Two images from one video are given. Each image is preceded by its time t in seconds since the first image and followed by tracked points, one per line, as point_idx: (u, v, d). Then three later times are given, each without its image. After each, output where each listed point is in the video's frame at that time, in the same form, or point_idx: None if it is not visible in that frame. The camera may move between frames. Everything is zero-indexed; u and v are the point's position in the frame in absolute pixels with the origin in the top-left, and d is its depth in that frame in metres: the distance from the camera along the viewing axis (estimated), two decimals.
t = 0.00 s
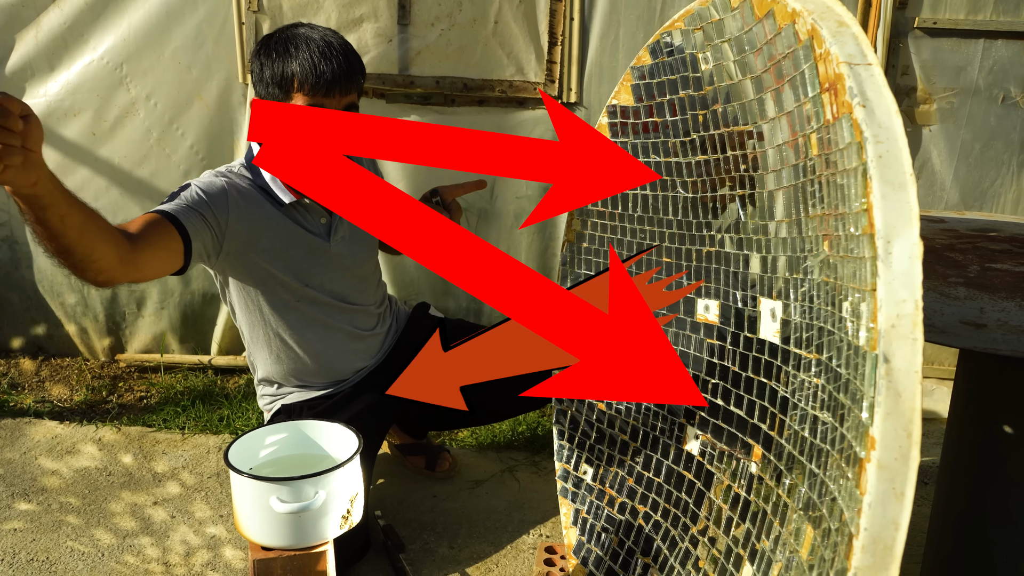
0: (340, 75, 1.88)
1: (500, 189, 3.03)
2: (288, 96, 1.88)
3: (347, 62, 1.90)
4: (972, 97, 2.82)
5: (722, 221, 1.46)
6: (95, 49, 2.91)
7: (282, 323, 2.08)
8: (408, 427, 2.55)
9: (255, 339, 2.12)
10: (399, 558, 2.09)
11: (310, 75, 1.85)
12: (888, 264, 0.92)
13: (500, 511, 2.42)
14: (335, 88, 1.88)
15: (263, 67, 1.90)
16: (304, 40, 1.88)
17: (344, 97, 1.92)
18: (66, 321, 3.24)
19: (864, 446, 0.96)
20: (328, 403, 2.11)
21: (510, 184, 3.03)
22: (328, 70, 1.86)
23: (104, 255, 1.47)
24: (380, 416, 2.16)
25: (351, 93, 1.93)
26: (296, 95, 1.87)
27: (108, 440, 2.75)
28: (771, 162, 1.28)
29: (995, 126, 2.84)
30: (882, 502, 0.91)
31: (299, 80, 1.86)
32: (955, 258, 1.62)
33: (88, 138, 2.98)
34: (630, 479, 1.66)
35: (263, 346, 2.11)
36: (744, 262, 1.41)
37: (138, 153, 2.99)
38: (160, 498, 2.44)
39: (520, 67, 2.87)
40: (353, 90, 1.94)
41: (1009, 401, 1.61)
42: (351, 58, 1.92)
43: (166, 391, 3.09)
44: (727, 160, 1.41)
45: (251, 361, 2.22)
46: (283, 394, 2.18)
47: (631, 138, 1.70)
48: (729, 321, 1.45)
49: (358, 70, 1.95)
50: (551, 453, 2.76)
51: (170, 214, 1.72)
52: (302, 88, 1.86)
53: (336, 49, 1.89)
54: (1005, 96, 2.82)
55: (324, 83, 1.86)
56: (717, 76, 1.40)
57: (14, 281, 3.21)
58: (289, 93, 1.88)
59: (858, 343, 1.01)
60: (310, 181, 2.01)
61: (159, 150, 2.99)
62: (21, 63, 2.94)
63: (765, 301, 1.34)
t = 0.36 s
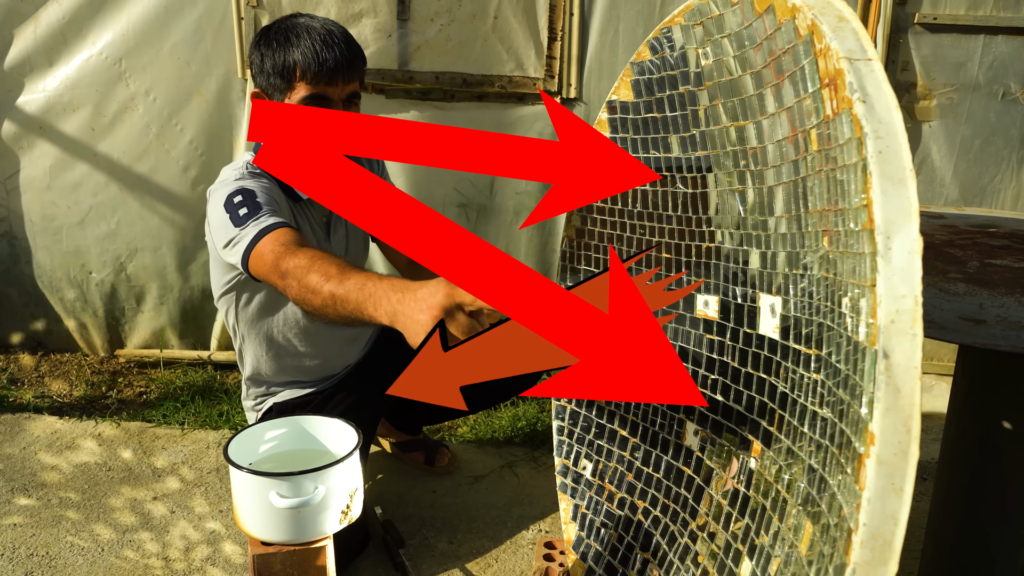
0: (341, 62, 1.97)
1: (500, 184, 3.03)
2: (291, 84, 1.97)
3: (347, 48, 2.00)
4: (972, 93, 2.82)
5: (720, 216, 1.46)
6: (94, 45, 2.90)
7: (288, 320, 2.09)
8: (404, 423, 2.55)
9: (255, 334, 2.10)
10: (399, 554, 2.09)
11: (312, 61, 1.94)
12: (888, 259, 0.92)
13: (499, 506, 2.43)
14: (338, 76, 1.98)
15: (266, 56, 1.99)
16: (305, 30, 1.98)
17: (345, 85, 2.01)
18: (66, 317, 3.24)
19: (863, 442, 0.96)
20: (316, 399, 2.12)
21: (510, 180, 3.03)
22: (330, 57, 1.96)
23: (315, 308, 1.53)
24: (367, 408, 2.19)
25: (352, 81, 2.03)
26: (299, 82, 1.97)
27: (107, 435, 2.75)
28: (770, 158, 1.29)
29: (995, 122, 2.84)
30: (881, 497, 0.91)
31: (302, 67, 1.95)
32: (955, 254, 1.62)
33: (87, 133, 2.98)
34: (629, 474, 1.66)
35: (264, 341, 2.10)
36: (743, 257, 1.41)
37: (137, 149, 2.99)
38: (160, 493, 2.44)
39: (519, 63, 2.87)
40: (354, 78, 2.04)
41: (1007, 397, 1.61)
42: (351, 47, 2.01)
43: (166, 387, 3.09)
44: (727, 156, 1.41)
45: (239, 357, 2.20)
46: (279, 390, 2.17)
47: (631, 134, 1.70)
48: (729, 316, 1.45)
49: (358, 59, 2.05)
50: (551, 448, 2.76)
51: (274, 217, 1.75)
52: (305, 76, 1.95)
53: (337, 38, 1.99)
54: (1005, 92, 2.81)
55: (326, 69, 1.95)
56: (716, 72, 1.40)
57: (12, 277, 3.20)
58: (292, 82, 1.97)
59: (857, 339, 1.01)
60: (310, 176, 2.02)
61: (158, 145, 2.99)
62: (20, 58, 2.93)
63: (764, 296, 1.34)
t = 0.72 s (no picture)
0: (360, 64, 1.97)
1: (500, 181, 3.03)
2: (309, 85, 1.97)
3: (365, 50, 1.99)
4: (973, 90, 2.82)
5: (720, 213, 1.46)
6: (94, 41, 2.90)
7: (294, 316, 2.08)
8: (403, 421, 2.55)
9: (260, 329, 2.09)
10: (399, 550, 2.09)
11: (331, 63, 1.94)
12: (888, 256, 0.92)
13: (499, 503, 2.43)
14: (357, 77, 1.97)
15: (283, 57, 1.98)
16: (324, 31, 1.97)
17: (362, 86, 2.01)
18: (66, 313, 3.24)
19: (863, 438, 0.96)
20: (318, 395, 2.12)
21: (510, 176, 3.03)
22: (349, 59, 1.95)
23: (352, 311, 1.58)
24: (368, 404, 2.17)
25: (369, 83, 2.02)
26: (317, 84, 1.96)
27: (108, 432, 2.75)
28: (770, 154, 1.28)
29: (996, 119, 2.84)
30: (881, 493, 0.91)
31: (320, 68, 1.94)
32: (955, 251, 1.62)
33: (88, 129, 2.98)
34: (629, 471, 1.67)
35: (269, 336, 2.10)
36: (743, 253, 1.41)
37: (137, 145, 2.99)
38: (160, 490, 2.44)
39: (520, 59, 2.87)
40: (372, 81, 2.03)
41: (1007, 394, 1.61)
42: (369, 49, 2.01)
43: (166, 383, 3.09)
44: (727, 153, 1.41)
45: (242, 354, 2.19)
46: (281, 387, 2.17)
47: (631, 130, 1.70)
48: (729, 313, 1.45)
49: (376, 61, 2.05)
50: (551, 445, 2.76)
51: (291, 221, 1.75)
52: (323, 78, 1.95)
53: (355, 40, 1.98)
54: (1005, 89, 2.81)
55: (344, 72, 1.95)
56: (717, 68, 1.40)
57: (12, 273, 3.20)
58: (310, 83, 1.96)
59: (857, 335, 1.01)
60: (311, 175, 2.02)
61: (158, 141, 2.99)
62: (20, 54, 2.92)
63: (764, 293, 1.34)
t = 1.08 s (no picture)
0: (374, 62, 1.96)
1: (500, 179, 3.03)
2: (323, 85, 1.95)
3: (378, 48, 1.98)
4: (973, 88, 2.82)
5: (719, 211, 1.46)
6: (94, 39, 2.90)
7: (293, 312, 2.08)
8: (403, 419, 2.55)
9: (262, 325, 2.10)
10: (399, 548, 2.09)
11: (345, 62, 1.93)
12: (888, 254, 0.91)
13: (499, 501, 2.43)
14: (371, 76, 1.96)
15: (296, 57, 1.97)
16: (336, 30, 1.96)
17: (377, 84, 1.99)
18: (65, 311, 3.24)
19: (862, 436, 0.96)
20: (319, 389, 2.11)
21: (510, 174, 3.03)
22: (363, 58, 1.94)
23: (321, 326, 1.74)
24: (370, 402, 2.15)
25: (384, 81, 2.01)
26: (332, 83, 1.94)
27: (107, 429, 2.75)
28: (770, 153, 1.28)
29: (996, 117, 2.84)
30: (880, 491, 0.91)
31: (334, 68, 1.93)
32: (955, 249, 1.62)
33: (87, 127, 2.97)
34: (629, 469, 1.67)
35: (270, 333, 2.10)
36: (743, 252, 1.41)
37: (137, 143, 2.99)
38: (160, 488, 2.44)
39: (520, 57, 2.87)
40: (386, 78, 2.02)
41: (1006, 393, 1.61)
42: (382, 47, 2.00)
43: (166, 381, 3.10)
44: (727, 151, 1.41)
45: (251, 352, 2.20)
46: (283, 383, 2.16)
47: (630, 129, 1.70)
48: (729, 312, 1.45)
49: (388, 59, 2.04)
50: (551, 443, 2.76)
51: (272, 263, 1.83)
52: (338, 77, 1.93)
53: (368, 38, 1.97)
54: (1005, 87, 2.81)
55: (358, 70, 1.93)
56: (716, 67, 1.40)
57: (12, 271, 3.19)
58: (323, 82, 1.95)
59: (857, 333, 1.01)
60: (309, 174, 2.02)
61: (158, 139, 2.98)
62: (20, 51, 2.91)
63: (763, 291, 1.34)
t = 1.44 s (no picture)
0: (382, 68, 1.96)
1: (500, 179, 3.03)
2: (332, 92, 1.97)
3: (387, 53, 1.98)
4: (972, 88, 2.82)
5: (719, 211, 1.46)
6: (94, 38, 2.90)
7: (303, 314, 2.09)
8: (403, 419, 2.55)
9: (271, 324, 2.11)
10: (399, 548, 2.09)
11: (353, 70, 1.93)
12: (888, 253, 0.91)
13: (499, 501, 2.43)
14: (379, 83, 1.96)
15: (304, 64, 1.98)
16: (344, 36, 1.96)
17: (386, 89, 2.00)
18: (65, 311, 3.24)
19: (862, 436, 0.96)
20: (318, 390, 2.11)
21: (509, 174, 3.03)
22: (371, 64, 1.94)
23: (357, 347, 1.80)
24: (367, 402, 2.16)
25: (392, 85, 2.02)
26: (341, 91, 1.96)
27: (107, 429, 2.75)
28: (769, 152, 1.29)
29: (995, 116, 2.84)
30: (880, 491, 0.91)
31: (342, 76, 1.94)
32: (955, 248, 1.62)
33: (88, 127, 2.98)
34: (629, 469, 1.67)
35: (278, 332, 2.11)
36: (743, 252, 1.41)
37: (137, 143, 2.99)
38: (160, 487, 2.44)
39: (519, 57, 2.87)
40: (394, 83, 2.02)
41: (1005, 392, 1.62)
42: (391, 51, 2.00)
43: (166, 381, 3.10)
44: (726, 151, 1.41)
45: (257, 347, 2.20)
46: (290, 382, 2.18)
47: (631, 129, 1.70)
48: (728, 312, 1.45)
49: (398, 62, 2.03)
50: (551, 443, 2.76)
51: (323, 283, 1.85)
52: (346, 86, 1.94)
53: (376, 43, 1.97)
54: (1005, 86, 2.81)
55: (366, 78, 1.94)
56: (716, 66, 1.40)
57: (12, 270, 3.19)
58: (332, 90, 1.96)
59: (856, 333, 1.01)
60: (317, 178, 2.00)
61: (158, 139, 2.98)
62: (20, 51, 2.91)
63: (763, 291, 1.34)
